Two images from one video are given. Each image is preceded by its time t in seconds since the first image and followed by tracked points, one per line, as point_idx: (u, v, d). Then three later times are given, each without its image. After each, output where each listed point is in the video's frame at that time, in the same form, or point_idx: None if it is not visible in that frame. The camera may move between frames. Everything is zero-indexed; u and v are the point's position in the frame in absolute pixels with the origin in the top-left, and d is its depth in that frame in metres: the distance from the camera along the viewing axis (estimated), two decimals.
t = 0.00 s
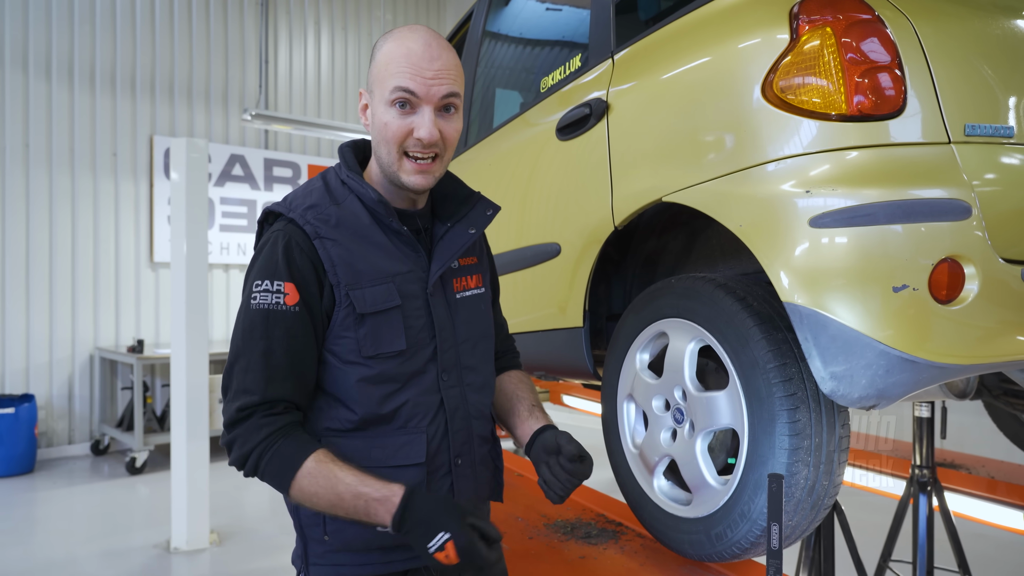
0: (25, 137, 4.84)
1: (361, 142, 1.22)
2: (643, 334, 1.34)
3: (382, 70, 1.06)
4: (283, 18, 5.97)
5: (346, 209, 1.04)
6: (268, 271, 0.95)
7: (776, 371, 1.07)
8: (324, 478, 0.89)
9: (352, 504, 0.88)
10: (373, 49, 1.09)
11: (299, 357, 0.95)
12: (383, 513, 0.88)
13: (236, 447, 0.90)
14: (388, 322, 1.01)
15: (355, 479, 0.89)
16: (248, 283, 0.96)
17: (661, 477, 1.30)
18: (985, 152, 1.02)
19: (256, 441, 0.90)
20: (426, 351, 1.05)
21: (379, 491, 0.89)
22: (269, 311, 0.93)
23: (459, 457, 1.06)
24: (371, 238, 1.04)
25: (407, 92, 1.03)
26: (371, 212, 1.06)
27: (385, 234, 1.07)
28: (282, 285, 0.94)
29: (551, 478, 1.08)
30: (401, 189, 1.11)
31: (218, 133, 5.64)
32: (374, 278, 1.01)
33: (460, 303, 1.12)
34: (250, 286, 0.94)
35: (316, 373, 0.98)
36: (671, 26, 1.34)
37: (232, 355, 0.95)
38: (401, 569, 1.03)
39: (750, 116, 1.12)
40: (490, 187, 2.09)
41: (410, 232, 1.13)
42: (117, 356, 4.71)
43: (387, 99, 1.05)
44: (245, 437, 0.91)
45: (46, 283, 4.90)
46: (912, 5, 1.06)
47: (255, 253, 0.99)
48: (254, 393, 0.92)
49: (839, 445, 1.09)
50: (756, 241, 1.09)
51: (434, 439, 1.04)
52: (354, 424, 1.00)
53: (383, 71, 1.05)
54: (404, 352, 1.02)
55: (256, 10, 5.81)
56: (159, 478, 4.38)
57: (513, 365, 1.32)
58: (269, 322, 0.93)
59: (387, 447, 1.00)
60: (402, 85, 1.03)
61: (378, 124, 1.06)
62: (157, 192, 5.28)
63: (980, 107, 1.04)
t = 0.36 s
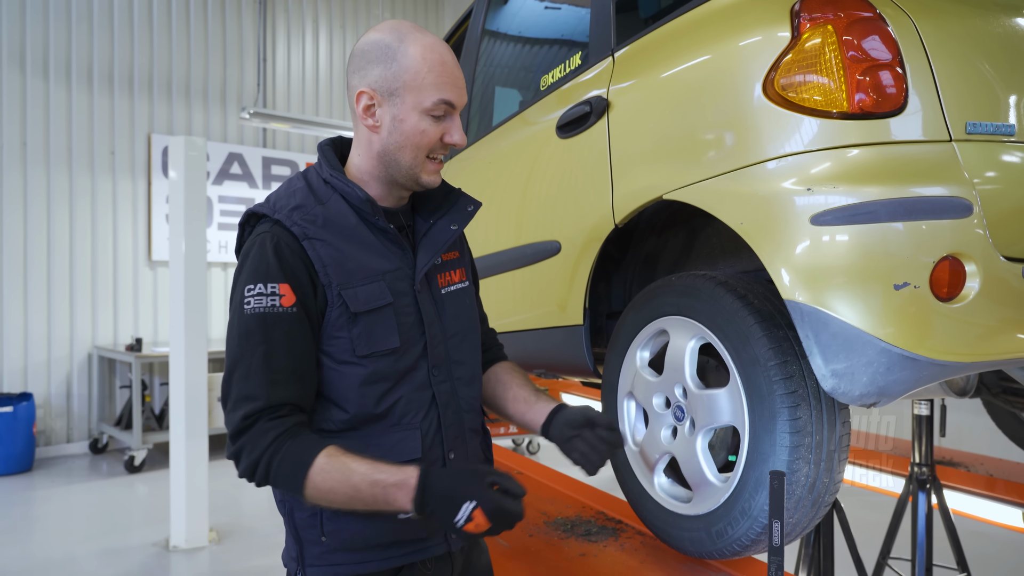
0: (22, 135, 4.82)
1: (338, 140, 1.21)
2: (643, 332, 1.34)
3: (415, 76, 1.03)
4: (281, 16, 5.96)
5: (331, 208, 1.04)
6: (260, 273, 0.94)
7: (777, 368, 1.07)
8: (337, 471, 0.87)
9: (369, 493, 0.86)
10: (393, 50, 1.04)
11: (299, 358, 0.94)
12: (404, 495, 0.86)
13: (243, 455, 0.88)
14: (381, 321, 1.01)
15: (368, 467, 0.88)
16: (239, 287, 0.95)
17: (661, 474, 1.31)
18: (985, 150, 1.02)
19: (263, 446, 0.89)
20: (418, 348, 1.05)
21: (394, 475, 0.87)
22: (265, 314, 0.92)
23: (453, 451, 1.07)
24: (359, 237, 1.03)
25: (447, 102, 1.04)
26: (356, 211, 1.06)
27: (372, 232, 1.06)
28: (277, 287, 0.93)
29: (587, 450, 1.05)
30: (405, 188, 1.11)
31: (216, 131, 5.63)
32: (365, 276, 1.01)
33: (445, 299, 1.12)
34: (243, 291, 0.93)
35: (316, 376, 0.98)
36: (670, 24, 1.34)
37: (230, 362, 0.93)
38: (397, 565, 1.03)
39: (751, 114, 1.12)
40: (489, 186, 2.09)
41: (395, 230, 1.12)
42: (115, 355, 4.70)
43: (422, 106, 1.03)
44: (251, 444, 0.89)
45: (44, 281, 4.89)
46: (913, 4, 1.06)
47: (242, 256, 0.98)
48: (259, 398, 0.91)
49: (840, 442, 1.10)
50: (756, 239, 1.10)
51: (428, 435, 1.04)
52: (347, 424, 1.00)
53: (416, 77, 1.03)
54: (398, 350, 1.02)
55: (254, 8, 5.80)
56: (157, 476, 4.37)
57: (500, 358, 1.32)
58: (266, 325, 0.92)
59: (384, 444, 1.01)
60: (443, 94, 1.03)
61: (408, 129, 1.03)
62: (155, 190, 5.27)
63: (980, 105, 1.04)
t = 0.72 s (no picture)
0: (18, 132, 4.80)
1: (324, 137, 1.20)
2: (642, 329, 1.34)
3: (404, 82, 1.02)
4: (279, 13, 5.94)
5: (317, 209, 1.02)
6: (238, 278, 0.94)
7: (777, 365, 1.07)
8: (282, 484, 0.88)
9: (308, 513, 0.88)
10: (379, 56, 1.03)
11: (267, 365, 0.94)
12: (339, 521, 0.88)
13: (200, 452, 0.91)
14: (370, 323, 1.00)
15: (312, 486, 0.89)
16: (220, 288, 0.96)
17: (660, 471, 1.31)
18: (984, 146, 1.02)
19: (218, 445, 0.91)
20: (410, 346, 1.05)
21: (335, 499, 0.89)
22: (237, 319, 0.93)
23: (448, 447, 1.07)
24: (345, 240, 1.02)
25: (439, 107, 1.03)
26: (344, 213, 1.04)
27: (360, 232, 1.05)
28: (251, 293, 0.93)
29: (598, 441, 1.10)
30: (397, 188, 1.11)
31: (214, 128, 5.62)
32: (354, 279, 1.00)
33: (438, 294, 1.12)
34: (221, 293, 0.94)
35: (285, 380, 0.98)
36: (669, 21, 1.34)
37: (204, 359, 0.96)
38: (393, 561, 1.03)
39: (750, 110, 1.12)
40: (487, 183, 2.09)
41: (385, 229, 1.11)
42: (112, 352, 4.68)
43: (413, 112, 1.02)
44: (209, 442, 0.92)
45: (41, 279, 4.88)
46: None
47: (226, 256, 0.98)
48: (220, 400, 0.93)
49: (840, 438, 1.10)
50: (756, 235, 1.09)
51: (424, 431, 1.04)
52: (347, 423, 1.00)
53: (406, 83, 1.02)
54: (388, 350, 1.02)
55: (251, 4, 5.77)
56: (155, 473, 4.37)
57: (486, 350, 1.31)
58: (236, 330, 0.93)
59: (380, 441, 1.01)
60: (434, 100, 1.03)
61: (401, 136, 1.03)
62: (152, 187, 5.25)
63: (981, 101, 1.04)
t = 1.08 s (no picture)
0: (17, 133, 4.80)
1: (321, 142, 1.21)
2: (643, 331, 1.34)
3: (337, 67, 1.02)
4: (278, 14, 5.93)
5: (308, 211, 1.03)
6: (232, 279, 0.96)
7: (778, 367, 1.07)
8: (285, 483, 0.89)
9: (311, 510, 0.88)
10: (318, 48, 1.05)
11: (263, 364, 0.95)
12: (341, 518, 0.88)
13: (204, 452, 0.92)
14: (358, 321, 1.01)
15: (314, 484, 0.89)
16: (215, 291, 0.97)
17: (660, 473, 1.31)
18: (984, 148, 1.02)
19: (221, 445, 0.92)
20: (403, 346, 1.05)
21: (336, 496, 0.89)
22: (233, 319, 0.94)
23: (441, 449, 1.06)
24: (335, 240, 1.03)
25: (372, 83, 1.00)
26: (334, 213, 1.05)
27: (350, 233, 1.05)
28: (245, 293, 0.94)
29: (593, 454, 1.06)
30: (378, 184, 1.08)
31: (212, 129, 5.61)
32: (341, 278, 1.01)
33: (435, 295, 1.11)
34: (217, 295, 0.95)
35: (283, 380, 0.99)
36: (669, 23, 1.34)
37: (204, 362, 0.97)
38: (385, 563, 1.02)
39: (751, 112, 1.12)
40: (486, 185, 2.09)
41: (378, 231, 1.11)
42: (111, 353, 4.68)
43: (349, 95, 1.01)
44: (212, 442, 0.93)
45: (39, 280, 4.87)
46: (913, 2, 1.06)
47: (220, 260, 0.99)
48: (219, 401, 0.94)
49: (841, 440, 1.10)
50: (757, 237, 1.09)
51: (414, 433, 1.03)
52: (335, 422, 1.00)
53: (338, 67, 1.02)
54: (378, 350, 1.02)
55: (250, 5, 5.77)
56: (153, 475, 4.36)
57: (494, 354, 1.30)
58: (232, 330, 0.94)
59: (368, 442, 1.00)
60: (367, 78, 1.00)
61: (343, 121, 1.02)
62: (151, 188, 5.25)
63: (981, 103, 1.04)
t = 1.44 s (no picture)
0: (15, 134, 4.79)
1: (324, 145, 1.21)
2: (642, 333, 1.34)
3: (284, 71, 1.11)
4: (276, 16, 5.94)
5: (295, 218, 1.06)
6: (226, 285, 1.01)
7: (777, 369, 1.07)
8: (255, 481, 0.92)
9: (275, 510, 0.91)
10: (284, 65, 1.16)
11: (251, 367, 0.99)
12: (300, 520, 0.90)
13: (201, 446, 0.99)
14: (339, 324, 1.02)
15: (278, 485, 0.92)
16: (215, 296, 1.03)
17: (660, 475, 1.31)
18: (983, 151, 1.02)
19: (212, 441, 0.98)
20: (388, 349, 1.04)
21: (296, 498, 0.91)
22: (223, 323, 0.99)
23: (431, 454, 1.04)
24: (319, 245, 1.04)
25: (296, 77, 1.07)
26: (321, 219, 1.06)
27: (336, 237, 1.06)
28: (232, 298, 0.99)
29: (592, 467, 1.04)
30: (345, 178, 1.10)
31: (211, 130, 5.61)
32: (323, 282, 1.02)
33: (430, 297, 1.09)
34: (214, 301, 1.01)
35: (274, 381, 1.02)
36: (668, 26, 1.34)
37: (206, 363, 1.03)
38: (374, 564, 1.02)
39: (750, 114, 1.12)
40: (485, 186, 2.09)
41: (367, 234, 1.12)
42: (108, 355, 4.67)
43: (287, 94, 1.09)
44: (206, 438, 0.99)
45: (37, 281, 4.86)
46: (913, 5, 1.06)
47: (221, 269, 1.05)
48: (212, 399, 0.99)
49: (840, 443, 1.10)
50: (756, 239, 1.10)
51: (400, 435, 1.02)
52: (326, 421, 1.02)
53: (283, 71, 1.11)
54: (360, 352, 1.02)
55: (249, 7, 5.77)
56: (151, 477, 4.35)
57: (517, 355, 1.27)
58: (223, 333, 0.99)
59: (355, 442, 1.00)
60: (293, 72, 1.07)
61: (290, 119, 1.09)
62: (149, 189, 5.25)
63: (980, 106, 1.04)
